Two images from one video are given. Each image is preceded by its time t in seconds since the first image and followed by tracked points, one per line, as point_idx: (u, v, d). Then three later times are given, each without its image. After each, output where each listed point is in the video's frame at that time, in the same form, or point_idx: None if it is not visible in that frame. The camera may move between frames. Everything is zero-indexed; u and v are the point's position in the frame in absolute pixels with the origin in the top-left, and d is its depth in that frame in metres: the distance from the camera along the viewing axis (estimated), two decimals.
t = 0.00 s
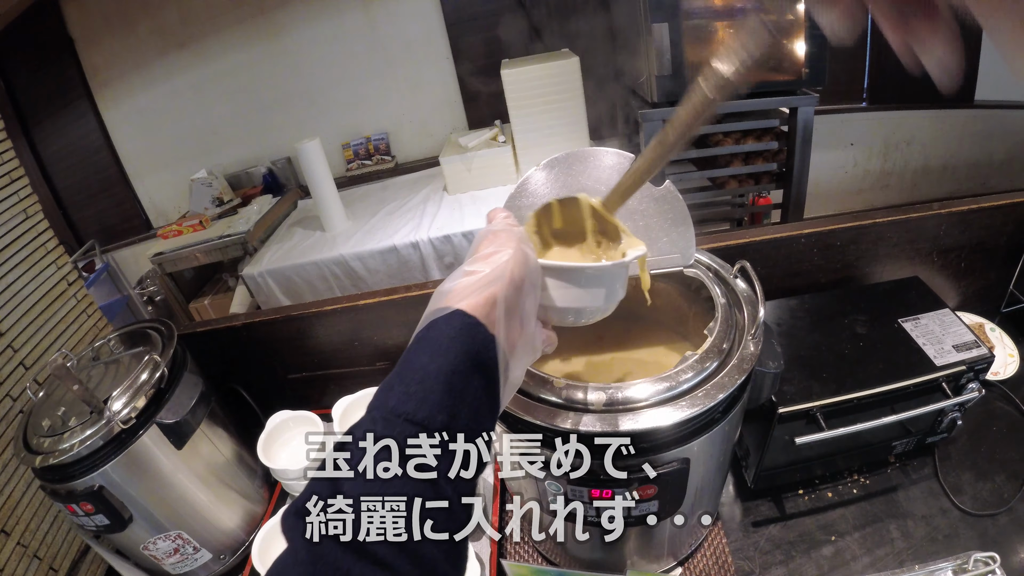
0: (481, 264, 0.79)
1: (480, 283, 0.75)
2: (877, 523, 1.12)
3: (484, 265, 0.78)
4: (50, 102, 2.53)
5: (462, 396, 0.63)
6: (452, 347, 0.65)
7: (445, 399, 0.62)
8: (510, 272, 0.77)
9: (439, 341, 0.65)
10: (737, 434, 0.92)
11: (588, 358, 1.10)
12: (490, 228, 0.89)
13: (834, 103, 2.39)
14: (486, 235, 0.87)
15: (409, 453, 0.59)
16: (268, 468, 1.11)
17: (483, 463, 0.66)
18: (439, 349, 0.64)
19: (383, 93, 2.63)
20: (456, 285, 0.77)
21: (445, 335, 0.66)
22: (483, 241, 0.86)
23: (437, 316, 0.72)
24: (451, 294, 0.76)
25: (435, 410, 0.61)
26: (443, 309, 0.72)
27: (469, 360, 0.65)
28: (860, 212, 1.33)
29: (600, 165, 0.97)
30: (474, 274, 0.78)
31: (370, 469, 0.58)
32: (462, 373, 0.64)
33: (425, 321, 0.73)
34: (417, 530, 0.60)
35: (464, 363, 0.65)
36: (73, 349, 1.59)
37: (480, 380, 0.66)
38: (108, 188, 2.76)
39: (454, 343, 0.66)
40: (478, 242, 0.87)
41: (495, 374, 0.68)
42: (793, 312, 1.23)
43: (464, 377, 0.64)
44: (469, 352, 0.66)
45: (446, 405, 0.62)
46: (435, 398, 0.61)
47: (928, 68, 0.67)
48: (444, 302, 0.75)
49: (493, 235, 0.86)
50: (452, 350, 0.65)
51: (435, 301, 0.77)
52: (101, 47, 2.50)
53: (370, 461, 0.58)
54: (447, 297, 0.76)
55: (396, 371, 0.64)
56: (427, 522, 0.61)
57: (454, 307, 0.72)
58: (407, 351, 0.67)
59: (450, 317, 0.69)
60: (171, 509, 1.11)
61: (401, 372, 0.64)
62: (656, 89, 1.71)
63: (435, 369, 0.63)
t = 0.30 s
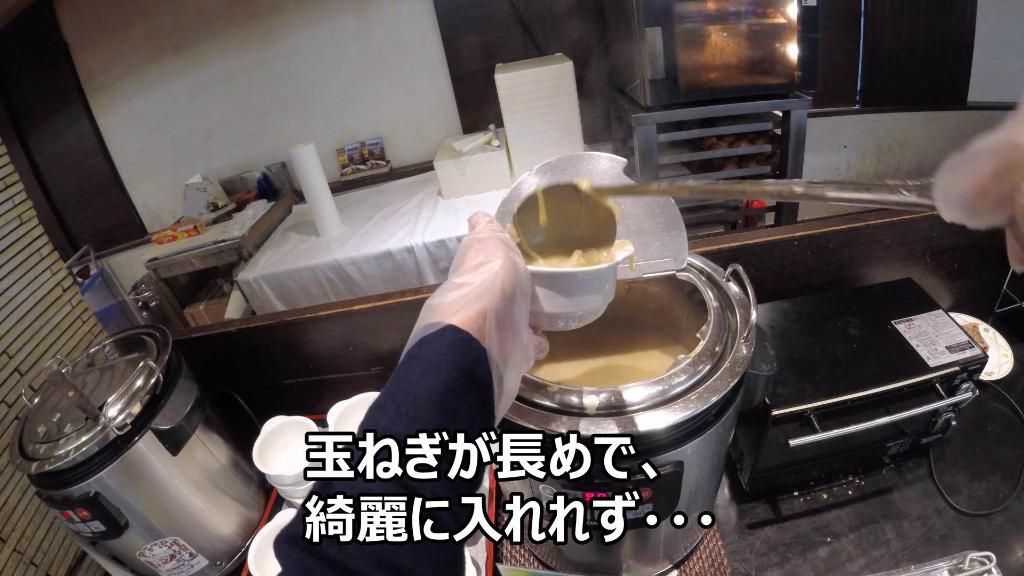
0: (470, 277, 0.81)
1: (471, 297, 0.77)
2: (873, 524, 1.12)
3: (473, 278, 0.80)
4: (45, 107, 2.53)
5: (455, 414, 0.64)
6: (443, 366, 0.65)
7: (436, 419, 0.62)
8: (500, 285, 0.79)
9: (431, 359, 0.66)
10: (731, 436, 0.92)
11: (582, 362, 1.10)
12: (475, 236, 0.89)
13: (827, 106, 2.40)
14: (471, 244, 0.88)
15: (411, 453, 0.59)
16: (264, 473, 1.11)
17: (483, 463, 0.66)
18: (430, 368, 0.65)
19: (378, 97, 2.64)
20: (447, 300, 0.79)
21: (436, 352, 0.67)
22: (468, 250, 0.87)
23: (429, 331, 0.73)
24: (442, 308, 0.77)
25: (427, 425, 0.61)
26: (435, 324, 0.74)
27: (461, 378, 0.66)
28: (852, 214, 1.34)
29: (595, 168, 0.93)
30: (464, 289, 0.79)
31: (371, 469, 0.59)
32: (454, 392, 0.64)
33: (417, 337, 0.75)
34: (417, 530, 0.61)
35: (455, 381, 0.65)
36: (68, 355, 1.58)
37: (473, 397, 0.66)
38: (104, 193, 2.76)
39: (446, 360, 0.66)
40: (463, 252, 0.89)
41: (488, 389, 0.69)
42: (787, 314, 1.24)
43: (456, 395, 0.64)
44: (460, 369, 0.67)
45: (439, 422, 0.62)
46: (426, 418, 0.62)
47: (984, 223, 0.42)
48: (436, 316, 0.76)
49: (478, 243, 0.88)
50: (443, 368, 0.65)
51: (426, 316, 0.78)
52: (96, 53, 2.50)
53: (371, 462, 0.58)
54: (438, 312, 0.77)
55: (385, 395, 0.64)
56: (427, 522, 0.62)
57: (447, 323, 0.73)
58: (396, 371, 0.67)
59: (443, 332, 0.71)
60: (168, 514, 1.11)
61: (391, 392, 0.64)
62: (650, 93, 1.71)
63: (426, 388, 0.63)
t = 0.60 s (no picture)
0: (470, 289, 0.81)
1: (472, 311, 0.78)
2: (877, 521, 1.13)
3: (473, 289, 0.81)
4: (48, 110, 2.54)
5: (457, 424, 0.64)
6: (444, 380, 0.66)
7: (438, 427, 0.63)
8: (499, 297, 0.80)
9: (432, 373, 0.67)
10: (733, 433, 0.93)
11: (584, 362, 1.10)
12: (474, 242, 0.89)
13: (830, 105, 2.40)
14: (470, 252, 0.89)
15: (410, 453, 0.60)
16: (270, 473, 1.12)
17: (484, 463, 0.67)
18: (431, 382, 0.65)
19: (380, 99, 2.64)
20: (448, 313, 0.79)
21: (438, 367, 0.68)
22: (468, 258, 0.88)
23: (430, 345, 0.74)
24: (443, 321, 0.78)
25: (427, 427, 0.62)
26: (437, 338, 0.74)
27: (462, 392, 0.67)
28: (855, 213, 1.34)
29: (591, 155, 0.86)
30: (465, 302, 0.80)
31: (371, 469, 0.60)
32: (456, 405, 0.65)
33: (419, 351, 0.75)
34: (416, 530, 0.62)
35: (456, 394, 0.66)
36: (74, 357, 1.59)
37: (475, 410, 0.67)
38: (108, 196, 2.77)
39: (448, 375, 0.67)
40: (463, 259, 0.89)
41: (490, 402, 0.70)
42: (789, 312, 1.24)
43: (457, 407, 0.65)
44: (462, 382, 0.67)
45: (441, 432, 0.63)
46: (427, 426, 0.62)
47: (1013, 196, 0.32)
48: (437, 329, 0.77)
49: (477, 250, 0.88)
50: (444, 382, 0.66)
51: (427, 330, 0.79)
52: (99, 57, 2.51)
53: (370, 462, 0.60)
54: (438, 325, 0.78)
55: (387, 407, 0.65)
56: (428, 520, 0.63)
57: (448, 337, 0.74)
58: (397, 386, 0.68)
59: (444, 348, 0.71)
60: (175, 514, 1.12)
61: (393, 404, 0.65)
62: (652, 93, 1.72)
63: (428, 402, 0.64)
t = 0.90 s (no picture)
0: (473, 287, 0.81)
1: (473, 310, 0.78)
2: (882, 518, 1.13)
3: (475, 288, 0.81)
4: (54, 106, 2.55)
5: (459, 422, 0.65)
6: (445, 379, 0.66)
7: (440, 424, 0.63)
8: (502, 296, 0.80)
9: (433, 372, 0.67)
10: (739, 429, 0.93)
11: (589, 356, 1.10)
12: (480, 235, 0.89)
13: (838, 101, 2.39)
14: (473, 248, 0.88)
15: (410, 453, 0.60)
16: (276, 467, 1.12)
17: (483, 463, 0.67)
18: (432, 381, 0.65)
19: (387, 95, 2.65)
20: (449, 311, 0.79)
21: (439, 366, 0.68)
22: (472, 254, 0.88)
23: (430, 344, 0.74)
24: (444, 319, 0.78)
25: (427, 427, 0.62)
26: (440, 336, 0.74)
27: (463, 390, 0.67)
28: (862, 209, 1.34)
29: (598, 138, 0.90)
30: (466, 302, 0.80)
31: (371, 469, 0.60)
32: (457, 403, 0.65)
33: (418, 350, 0.76)
34: (417, 530, 0.63)
35: (457, 392, 0.66)
36: (81, 351, 1.60)
37: (476, 409, 0.67)
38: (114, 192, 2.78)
39: (449, 375, 0.67)
40: (467, 254, 0.89)
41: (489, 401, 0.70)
42: (796, 308, 1.24)
43: (459, 404, 0.65)
44: (463, 380, 0.68)
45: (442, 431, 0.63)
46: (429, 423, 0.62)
47: None
48: (438, 328, 0.77)
49: (481, 246, 0.87)
50: (445, 381, 0.66)
51: (428, 327, 0.79)
52: (105, 53, 2.52)
53: (370, 461, 0.59)
54: (438, 323, 0.78)
55: (387, 404, 0.65)
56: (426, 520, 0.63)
57: (448, 336, 0.74)
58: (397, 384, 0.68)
59: (446, 347, 0.71)
60: (181, 507, 1.13)
61: (393, 403, 0.65)
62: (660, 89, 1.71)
63: (429, 400, 0.64)
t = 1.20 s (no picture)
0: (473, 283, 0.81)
1: (466, 306, 0.78)
2: (887, 509, 1.12)
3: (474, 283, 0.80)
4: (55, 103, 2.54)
5: (448, 416, 0.67)
6: (435, 368, 0.69)
7: (431, 418, 0.66)
8: (499, 296, 0.78)
9: (422, 361, 0.69)
10: (745, 419, 0.92)
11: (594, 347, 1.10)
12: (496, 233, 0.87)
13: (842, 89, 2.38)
14: (484, 243, 0.88)
15: (410, 453, 0.63)
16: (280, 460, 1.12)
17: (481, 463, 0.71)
18: (418, 372, 0.68)
19: (388, 87, 2.64)
20: (446, 302, 0.81)
21: (424, 358, 0.70)
22: (481, 249, 0.87)
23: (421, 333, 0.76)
24: (439, 310, 0.79)
25: (425, 427, 0.65)
26: (430, 327, 0.76)
27: (451, 382, 0.70)
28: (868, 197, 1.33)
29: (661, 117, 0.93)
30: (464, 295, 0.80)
31: (371, 469, 0.61)
32: (446, 393, 0.68)
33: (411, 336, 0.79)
34: (417, 530, 0.64)
35: (446, 384, 0.69)
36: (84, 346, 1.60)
37: (464, 398, 0.70)
38: (116, 187, 2.78)
39: (433, 367, 0.70)
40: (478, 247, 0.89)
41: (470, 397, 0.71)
42: (801, 298, 1.24)
43: (447, 395, 0.68)
44: (452, 371, 0.70)
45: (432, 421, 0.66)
46: (421, 417, 0.65)
47: None
48: (432, 317, 0.78)
49: (492, 242, 0.86)
50: (431, 374, 0.69)
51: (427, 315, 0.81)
52: (106, 48, 2.51)
53: (371, 462, 0.61)
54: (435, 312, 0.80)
55: (379, 393, 0.68)
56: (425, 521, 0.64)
57: (438, 328, 0.75)
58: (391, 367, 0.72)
59: (433, 339, 0.73)
60: (186, 501, 1.13)
61: (385, 391, 0.68)
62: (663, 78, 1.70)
63: (418, 390, 0.67)
